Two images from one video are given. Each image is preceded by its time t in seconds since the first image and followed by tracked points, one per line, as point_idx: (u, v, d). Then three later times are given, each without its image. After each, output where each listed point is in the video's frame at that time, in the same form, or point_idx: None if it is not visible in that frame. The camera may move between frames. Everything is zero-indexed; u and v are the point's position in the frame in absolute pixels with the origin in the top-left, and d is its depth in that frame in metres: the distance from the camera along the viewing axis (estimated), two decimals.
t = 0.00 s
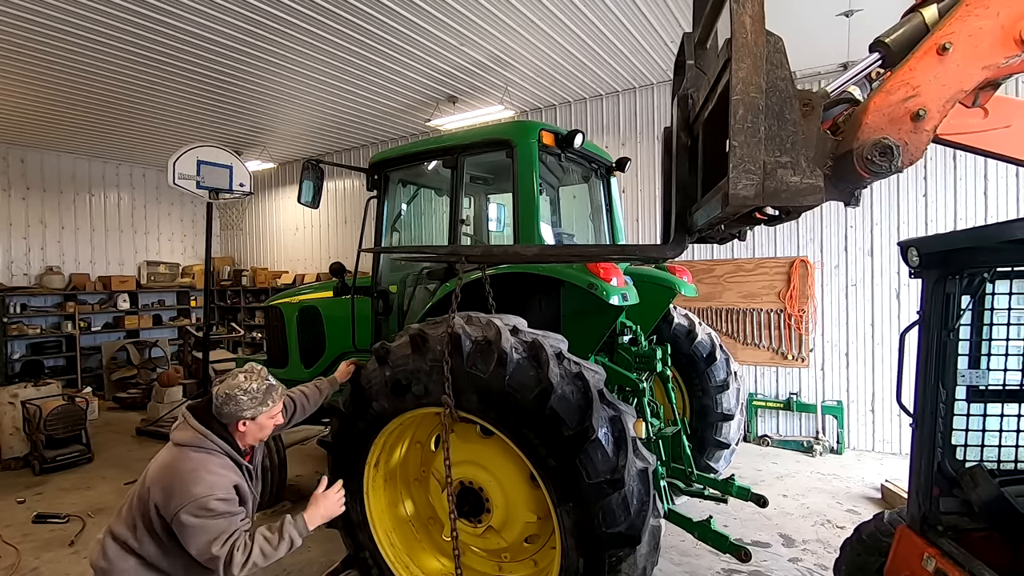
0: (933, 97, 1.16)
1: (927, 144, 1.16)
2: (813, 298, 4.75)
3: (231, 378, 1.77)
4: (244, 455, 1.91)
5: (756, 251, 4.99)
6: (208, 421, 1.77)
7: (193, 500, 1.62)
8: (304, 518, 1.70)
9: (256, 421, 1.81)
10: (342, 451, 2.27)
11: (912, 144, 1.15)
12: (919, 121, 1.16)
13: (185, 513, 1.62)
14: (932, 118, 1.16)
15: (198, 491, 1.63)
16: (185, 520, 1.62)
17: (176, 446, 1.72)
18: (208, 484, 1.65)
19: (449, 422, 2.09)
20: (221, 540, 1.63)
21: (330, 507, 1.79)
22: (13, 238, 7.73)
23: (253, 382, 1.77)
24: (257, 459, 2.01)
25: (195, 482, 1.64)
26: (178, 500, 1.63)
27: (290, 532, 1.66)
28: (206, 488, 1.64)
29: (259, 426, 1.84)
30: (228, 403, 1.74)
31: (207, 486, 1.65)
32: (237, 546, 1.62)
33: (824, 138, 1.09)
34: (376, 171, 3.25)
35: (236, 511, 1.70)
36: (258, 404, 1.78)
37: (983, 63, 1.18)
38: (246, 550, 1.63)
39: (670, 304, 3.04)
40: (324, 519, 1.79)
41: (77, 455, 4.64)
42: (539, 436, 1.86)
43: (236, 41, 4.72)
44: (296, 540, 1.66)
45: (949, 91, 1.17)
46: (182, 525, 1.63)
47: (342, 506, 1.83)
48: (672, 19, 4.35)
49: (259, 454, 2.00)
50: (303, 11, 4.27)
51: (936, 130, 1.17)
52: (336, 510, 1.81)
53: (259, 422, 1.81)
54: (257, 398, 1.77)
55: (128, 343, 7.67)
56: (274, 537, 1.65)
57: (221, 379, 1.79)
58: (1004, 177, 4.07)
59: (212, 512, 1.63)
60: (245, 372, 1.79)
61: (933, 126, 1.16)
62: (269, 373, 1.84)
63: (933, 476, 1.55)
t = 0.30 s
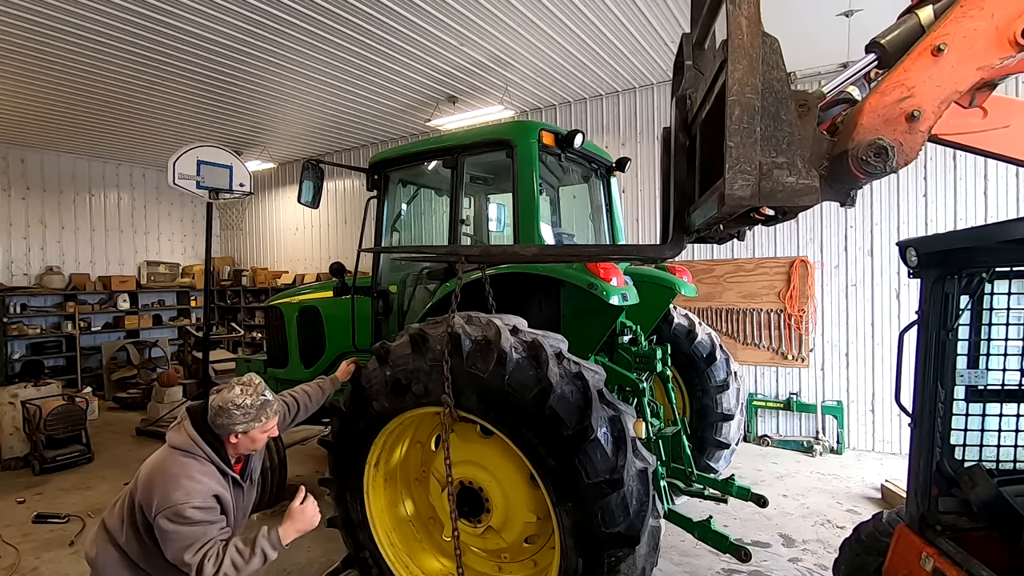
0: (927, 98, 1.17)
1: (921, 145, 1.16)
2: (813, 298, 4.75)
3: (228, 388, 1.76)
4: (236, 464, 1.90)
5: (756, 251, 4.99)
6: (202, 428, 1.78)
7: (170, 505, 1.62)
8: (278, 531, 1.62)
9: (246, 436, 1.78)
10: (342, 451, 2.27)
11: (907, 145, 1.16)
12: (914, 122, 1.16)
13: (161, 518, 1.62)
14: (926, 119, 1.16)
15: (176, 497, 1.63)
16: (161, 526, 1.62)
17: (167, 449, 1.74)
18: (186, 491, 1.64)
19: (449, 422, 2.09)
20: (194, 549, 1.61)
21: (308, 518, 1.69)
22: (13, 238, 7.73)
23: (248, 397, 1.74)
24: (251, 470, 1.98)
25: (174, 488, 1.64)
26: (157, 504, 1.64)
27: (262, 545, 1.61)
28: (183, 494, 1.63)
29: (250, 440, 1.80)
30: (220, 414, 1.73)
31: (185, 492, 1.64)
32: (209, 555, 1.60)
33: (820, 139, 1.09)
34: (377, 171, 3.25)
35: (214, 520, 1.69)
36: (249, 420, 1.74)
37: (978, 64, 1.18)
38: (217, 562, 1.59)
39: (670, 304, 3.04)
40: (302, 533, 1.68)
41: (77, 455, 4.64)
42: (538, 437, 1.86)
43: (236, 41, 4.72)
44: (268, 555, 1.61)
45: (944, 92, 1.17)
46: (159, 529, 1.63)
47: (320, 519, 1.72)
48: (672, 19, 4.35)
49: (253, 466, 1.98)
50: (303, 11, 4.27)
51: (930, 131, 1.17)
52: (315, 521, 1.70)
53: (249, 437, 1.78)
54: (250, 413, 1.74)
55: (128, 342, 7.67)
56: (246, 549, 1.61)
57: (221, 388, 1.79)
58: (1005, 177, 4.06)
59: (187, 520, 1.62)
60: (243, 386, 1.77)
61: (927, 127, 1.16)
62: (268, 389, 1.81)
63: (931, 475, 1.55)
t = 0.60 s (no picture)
0: (923, 98, 1.17)
1: (917, 145, 1.16)
2: (813, 298, 4.75)
3: (239, 399, 1.74)
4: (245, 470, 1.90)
5: (756, 251, 4.99)
6: (211, 435, 1.77)
7: (185, 511, 1.62)
8: (288, 514, 1.72)
9: (257, 450, 1.77)
10: (342, 451, 2.27)
11: (903, 145, 1.16)
12: (909, 122, 1.16)
13: (176, 524, 1.63)
14: (922, 119, 1.16)
15: (191, 504, 1.63)
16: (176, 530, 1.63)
17: (177, 455, 1.73)
18: (199, 496, 1.64)
19: (449, 422, 2.09)
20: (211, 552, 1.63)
21: (311, 496, 1.75)
22: (13, 238, 7.73)
23: (258, 412, 1.72)
24: (260, 475, 1.98)
25: (187, 494, 1.64)
26: (171, 509, 1.64)
27: (277, 530, 1.69)
28: (198, 500, 1.64)
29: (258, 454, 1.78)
30: (229, 427, 1.71)
31: (199, 498, 1.64)
32: (228, 555, 1.64)
33: (816, 139, 1.09)
34: (376, 171, 3.25)
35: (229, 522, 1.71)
36: (260, 434, 1.73)
37: (973, 65, 1.18)
38: (238, 559, 1.65)
39: (671, 304, 3.04)
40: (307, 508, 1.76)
41: (77, 455, 4.64)
42: (537, 437, 1.87)
43: (236, 41, 4.72)
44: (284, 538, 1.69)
45: (939, 92, 1.17)
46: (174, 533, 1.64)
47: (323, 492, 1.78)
48: (672, 19, 4.35)
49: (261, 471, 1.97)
50: (303, 11, 4.27)
51: (926, 132, 1.17)
52: (319, 495, 1.77)
53: (259, 450, 1.77)
54: (259, 429, 1.72)
55: (128, 342, 7.66)
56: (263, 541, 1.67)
57: (231, 398, 1.77)
58: (1005, 177, 4.06)
59: (202, 525, 1.63)
60: (254, 400, 1.75)
61: (922, 127, 1.16)
62: (278, 405, 1.78)
63: (928, 474, 1.56)
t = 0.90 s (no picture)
0: (919, 98, 1.17)
1: (912, 145, 1.16)
2: (813, 298, 4.74)
3: (241, 405, 1.73)
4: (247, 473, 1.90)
5: (756, 251, 4.99)
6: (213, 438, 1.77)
7: (183, 516, 1.63)
8: (285, 524, 1.68)
9: (258, 455, 1.76)
10: (341, 451, 2.27)
11: (898, 145, 1.16)
12: (905, 122, 1.16)
13: (175, 528, 1.64)
14: (917, 119, 1.16)
15: (189, 508, 1.64)
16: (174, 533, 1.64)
17: (177, 458, 1.73)
18: (198, 502, 1.65)
19: (447, 421, 2.09)
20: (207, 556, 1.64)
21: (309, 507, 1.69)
22: (13, 238, 7.73)
23: (260, 419, 1.71)
24: (261, 478, 1.98)
25: (186, 499, 1.65)
26: (170, 513, 1.65)
27: (274, 539, 1.66)
28: (196, 505, 1.64)
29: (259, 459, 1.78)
30: (231, 433, 1.70)
31: (197, 503, 1.65)
32: (224, 561, 1.64)
33: (812, 139, 1.09)
34: (377, 171, 3.25)
35: (227, 526, 1.71)
36: (261, 441, 1.72)
37: (969, 65, 1.17)
38: (233, 566, 1.64)
39: (670, 304, 3.03)
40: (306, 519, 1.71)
41: (77, 455, 4.64)
42: (535, 436, 1.86)
43: (236, 41, 4.72)
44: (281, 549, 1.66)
45: (935, 92, 1.17)
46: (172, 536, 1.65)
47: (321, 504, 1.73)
48: (672, 19, 4.35)
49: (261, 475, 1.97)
50: (303, 11, 4.27)
51: (922, 131, 1.17)
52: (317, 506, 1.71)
53: (260, 456, 1.76)
54: (261, 436, 1.71)
55: (128, 343, 7.67)
56: (259, 550, 1.65)
57: (234, 403, 1.76)
58: (1005, 177, 4.06)
59: (200, 530, 1.64)
60: (256, 406, 1.74)
61: (918, 127, 1.16)
62: (281, 412, 1.77)
63: (926, 474, 1.56)
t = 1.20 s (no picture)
0: (913, 99, 1.17)
1: (907, 145, 1.16)
2: (813, 298, 4.74)
3: (237, 400, 1.74)
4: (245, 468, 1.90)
5: (756, 251, 4.99)
6: (210, 434, 1.77)
7: (182, 509, 1.63)
8: (284, 516, 1.67)
9: (255, 449, 1.76)
10: (341, 451, 2.27)
11: (893, 146, 1.16)
12: (899, 123, 1.16)
13: (174, 522, 1.63)
14: (912, 120, 1.16)
15: (189, 501, 1.64)
16: (175, 527, 1.63)
17: (175, 453, 1.73)
18: (197, 495, 1.65)
19: (446, 422, 2.09)
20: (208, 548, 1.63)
21: (308, 502, 1.67)
22: (13, 238, 7.74)
23: (257, 413, 1.72)
24: (259, 472, 1.97)
25: (184, 492, 1.65)
26: (169, 507, 1.65)
27: (273, 531, 1.66)
28: (195, 499, 1.64)
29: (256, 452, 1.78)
30: (228, 427, 1.70)
31: (196, 496, 1.65)
32: (224, 553, 1.63)
33: (807, 140, 1.10)
34: (376, 171, 3.25)
35: (227, 519, 1.71)
36: (259, 435, 1.72)
37: (964, 65, 1.17)
38: (233, 558, 1.63)
39: (670, 304, 3.03)
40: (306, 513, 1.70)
41: (77, 455, 4.64)
42: (532, 436, 1.86)
43: (236, 41, 4.72)
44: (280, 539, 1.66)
45: (929, 93, 1.17)
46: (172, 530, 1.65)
47: (322, 498, 1.71)
48: (671, 18, 4.34)
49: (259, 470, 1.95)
50: (303, 11, 4.27)
51: (916, 132, 1.17)
52: (317, 500, 1.70)
53: (258, 449, 1.76)
54: (258, 429, 1.72)
55: (128, 343, 7.67)
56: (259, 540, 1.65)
57: (230, 398, 1.77)
58: (1005, 177, 4.05)
59: (200, 523, 1.64)
60: (252, 400, 1.75)
61: (913, 128, 1.16)
62: (277, 405, 1.78)
63: (923, 475, 1.55)
